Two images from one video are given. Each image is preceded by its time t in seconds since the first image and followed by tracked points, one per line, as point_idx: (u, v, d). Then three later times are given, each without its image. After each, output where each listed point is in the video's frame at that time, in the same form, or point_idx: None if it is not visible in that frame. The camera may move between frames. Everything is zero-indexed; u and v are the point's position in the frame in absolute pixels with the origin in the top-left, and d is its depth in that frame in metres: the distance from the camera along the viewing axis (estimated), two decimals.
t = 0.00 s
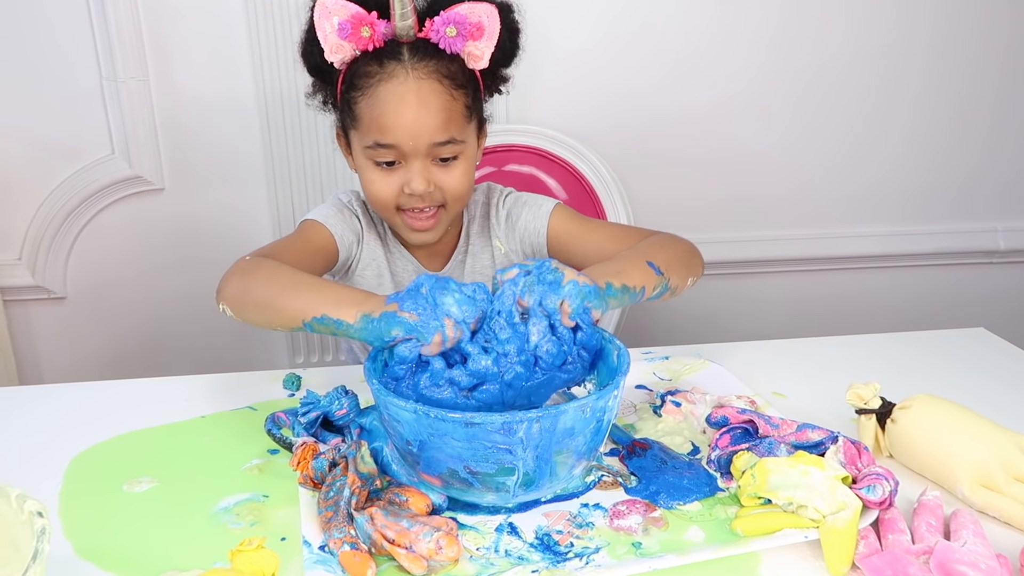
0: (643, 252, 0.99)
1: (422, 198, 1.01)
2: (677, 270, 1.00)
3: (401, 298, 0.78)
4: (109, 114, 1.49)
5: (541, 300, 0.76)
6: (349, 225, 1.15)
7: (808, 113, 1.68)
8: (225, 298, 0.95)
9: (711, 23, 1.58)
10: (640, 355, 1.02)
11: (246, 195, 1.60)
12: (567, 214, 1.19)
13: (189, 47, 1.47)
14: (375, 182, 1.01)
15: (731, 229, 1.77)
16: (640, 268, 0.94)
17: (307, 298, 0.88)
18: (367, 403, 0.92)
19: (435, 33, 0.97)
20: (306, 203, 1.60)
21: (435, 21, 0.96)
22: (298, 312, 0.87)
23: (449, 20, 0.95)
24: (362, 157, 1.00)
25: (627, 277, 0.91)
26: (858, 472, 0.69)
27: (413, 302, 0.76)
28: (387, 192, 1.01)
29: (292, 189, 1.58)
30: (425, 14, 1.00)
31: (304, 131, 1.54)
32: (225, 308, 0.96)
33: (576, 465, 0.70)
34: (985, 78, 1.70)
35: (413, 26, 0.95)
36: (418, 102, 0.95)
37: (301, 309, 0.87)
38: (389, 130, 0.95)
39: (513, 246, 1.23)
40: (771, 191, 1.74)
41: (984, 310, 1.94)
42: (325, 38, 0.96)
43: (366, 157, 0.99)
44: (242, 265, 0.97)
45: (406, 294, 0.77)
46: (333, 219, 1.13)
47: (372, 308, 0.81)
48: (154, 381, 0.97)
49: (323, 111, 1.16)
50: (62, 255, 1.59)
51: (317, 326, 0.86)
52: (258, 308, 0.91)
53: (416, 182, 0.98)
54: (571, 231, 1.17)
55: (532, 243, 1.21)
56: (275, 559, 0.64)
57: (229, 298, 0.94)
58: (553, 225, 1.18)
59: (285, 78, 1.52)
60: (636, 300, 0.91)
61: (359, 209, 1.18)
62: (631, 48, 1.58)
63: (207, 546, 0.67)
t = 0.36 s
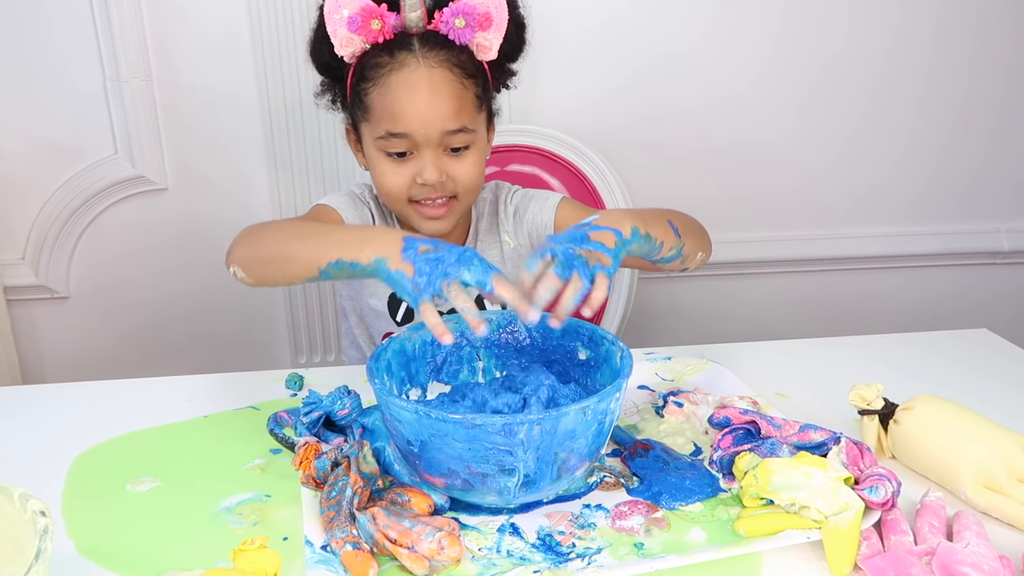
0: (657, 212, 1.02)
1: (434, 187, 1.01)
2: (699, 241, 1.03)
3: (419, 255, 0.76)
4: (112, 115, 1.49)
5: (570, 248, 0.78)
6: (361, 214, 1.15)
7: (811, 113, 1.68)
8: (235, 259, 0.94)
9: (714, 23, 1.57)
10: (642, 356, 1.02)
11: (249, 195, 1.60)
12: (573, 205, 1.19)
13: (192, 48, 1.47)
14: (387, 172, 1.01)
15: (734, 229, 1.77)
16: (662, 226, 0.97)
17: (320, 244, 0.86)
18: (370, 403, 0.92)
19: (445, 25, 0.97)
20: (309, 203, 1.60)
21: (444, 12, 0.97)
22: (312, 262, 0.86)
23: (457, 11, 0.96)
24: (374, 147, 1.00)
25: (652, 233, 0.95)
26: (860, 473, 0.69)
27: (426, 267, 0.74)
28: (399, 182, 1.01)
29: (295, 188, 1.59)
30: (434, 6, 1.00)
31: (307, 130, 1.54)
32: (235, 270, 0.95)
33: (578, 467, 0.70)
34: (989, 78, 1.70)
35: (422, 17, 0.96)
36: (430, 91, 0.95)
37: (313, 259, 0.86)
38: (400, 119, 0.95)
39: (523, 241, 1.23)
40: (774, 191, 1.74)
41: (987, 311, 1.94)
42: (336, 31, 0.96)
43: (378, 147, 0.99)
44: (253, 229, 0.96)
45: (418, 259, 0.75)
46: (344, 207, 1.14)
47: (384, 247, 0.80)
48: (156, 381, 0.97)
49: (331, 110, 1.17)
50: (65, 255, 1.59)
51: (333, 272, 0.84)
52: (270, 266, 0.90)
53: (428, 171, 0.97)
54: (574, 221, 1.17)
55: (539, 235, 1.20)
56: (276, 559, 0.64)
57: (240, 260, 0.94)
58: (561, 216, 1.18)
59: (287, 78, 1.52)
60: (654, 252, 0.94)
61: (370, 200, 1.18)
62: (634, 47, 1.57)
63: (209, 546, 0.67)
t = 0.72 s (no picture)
0: (638, 235, 0.94)
1: (448, 192, 1.01)
2: (667, 242, 0.96)
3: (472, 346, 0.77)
4: (116, 116, 1.49)
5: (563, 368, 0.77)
6: (383, 213, 1.17)
7: (815, 114, 1.67)
8: (290, 244, 0.91)
9: (719, 24, 1.57)
10: (646, 356, 1.02)
11: (252, 196, 1.61)
12: (568, 202, 1.17)
13: (196, 49, 1.48)
14: (402, 177, 1.02)
15: (737, 230, 1.76)
16: (635, 254, 0.90)
17: (391, 273, 0.85)
18: (373, 404, 0.92)
19: (460, 31, 0.96)
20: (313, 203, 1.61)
21: (459, 19, 0.96)
22: (378, 289, 0.84)
23: (472, 17, 0.95)
24: (389, 153, 1.00)
25: (624, 269, 0.86)
26: (864, 475, 0.69)
27: (456, 369, 0.76)
28: (414, 187, 1.02)
29: (299, 189, 1.59)
30: (447, 12, 1.00)
31: (310, 130, 1.55)
32: (284, 252, 0.92)
33: (581, 468, 0.69)
34: (994, 78, 1.69)
35: (437, 24, 0.95)
36: (446, 98, 0.95)
37: (377, 284, 0.85)
38: (416, 126, 0.95)
39: (521, 243, 1.22)
40: (777, 192, 1.74)
41: (991, 312, 1.93)
42: (350, 36, 0.94)
43: (393, 152, 1.00)
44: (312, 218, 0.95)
45: (448, 363, 0.76)
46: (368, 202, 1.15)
47: (457, 309, 0.79)
48: (160, 381, 0.98)
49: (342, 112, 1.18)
50: (69, 255, 1.60)
51: (396, 306, 0.83)
52: (327, 265, 0.88)
53: (443, 176, 0.98)
54: (570, 217, 1.15)
55: (537, 237, 1.19)
56: (279, 559, 0.64)
57: (296, 249, 0.91)
58: (556, 213, 1.16)
59: (291, 79, 1.52)
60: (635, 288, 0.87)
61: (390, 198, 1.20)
62: (639, 48, 1.57)
63: (212, 546, 0.67)
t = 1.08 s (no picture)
0: (644, 255, 0.90)
1: (458, 198, 1.02)
2: (676, 259, 0.92)
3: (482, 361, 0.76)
4: (120, 115, 1.50)
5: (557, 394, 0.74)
6: (387, 211, 1.16)
7: (819, 115, 1.67)
8: (276, 250, 0.88)
9: (724, 24, 1.57)
10: (649, 357, 1.02)
11: (255, 195, 1.61)
12: (572, 201, 1.18)
13: (200, 50, 1.48)
14: (411, 182, 1.02)
15: (741, 230, 1.76)
16: (642, 279, 0.86)
17: (390, 285, 0.82)
18: (376, 403, 0.92)
19: (472, 30, 0.96)
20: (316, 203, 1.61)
21: (471, 17, 0.96)
22: (376, 301, 0.81)
23: (485, 16, 0.95)
24: (398, 157, 1.01)
25: (632, 298, 0.83)
26: (868, 476, 0.69)
27: (469, 387, 0.74)
28: (423, 192, 1.02)
29: (302, 188, 1.59)
30: (459, 9, 0.99)
31: (313, 130, 1.55)
32: (269, 259, 0.88)
33: (584, 469, 0.69)
34: (998, 79, 1.69)
35: (448, 23, 0.94)
36: (458, 102, 0.94)
37: (375, 297, 0.81)
38: (426, 131, 0.95)
39: (525, 239, 1.22)
40: (781, 192, 1.73)
41: (994, 313, 1.93)
42: (358, 33, 0.94)
43: (402, 156, 1.00)
44: (299, 224, 0.91)
45: (459, 379, 0.75)
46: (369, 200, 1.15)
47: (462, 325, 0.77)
48: (162, 380, 0.98)
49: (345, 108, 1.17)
50: (73, 254, 1.60)
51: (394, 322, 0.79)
52: (318, 274, 0.85)
53: (453, 182, 0.99)
54: (572, 215, 1.15)
55: (541, 234, 1.20)
56: (282, 558, 0.64)
57: (283, 256, 0.87)
58: (559, 213, 1.17)
59: (295, 79, 1.52)
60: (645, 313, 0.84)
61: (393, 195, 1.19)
62: (643, 48, 1.57)
63: (215, 545, 0.67)
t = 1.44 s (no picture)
0: (633, 260, 0.88)
1: (456, 203, 1.02)
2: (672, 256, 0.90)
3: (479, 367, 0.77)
4: (123, 114, 1.50)
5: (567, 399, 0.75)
6: (377, 212, 1.15)
7: (822, 113, 1.67)
8: (261, 245, 0.85)
9: (727, 22, 1.56)
10: (651, 356, 1.02)
11: (258, 193, 1.61)
12: (563, 192, 1.18)
13: (202, 47, 1.48)
14: (409, 185, 1.02)
15: (743, 230, 1.76)
16: (633, 291, 0.84)
17: (375, 292, 0.81)
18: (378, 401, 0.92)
19: (475, 29, 0.95)
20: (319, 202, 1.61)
21: (475, 16, 0.95)
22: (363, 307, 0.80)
23: (490, 15, 0.94)
24: (396, 158, 1.00)
25: (627, 315, 0.82)
26: (870, 475, 0.69)
27: (473, 394, 0.75)
28: (420, 196, 1.02)
29: (305, 187, 1.59)
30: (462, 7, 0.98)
31: (315, 128, 1.55)
32: (253, 252, 0.86)
33: (587, 468, 0.69)
34: (1002, 77, 1.68)
35: (451, 21, 0.94)
36: (461, 104, 0.94)
37: (361, 302, 0.80)
38: (427, 134, 0.95)
39: (518, 236, 1.22)
40: (784, 191, 1.73)
41: (998, 312, 1.93)
42: (357, 29, 0.93)
43: (400, 158, 1.00)
44: (285, 216, 0.88)
45: (461, 389, 0.75)
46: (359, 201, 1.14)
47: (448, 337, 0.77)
48: (165, 378, 0.98)
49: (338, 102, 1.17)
50: (76, 252, 1.60)
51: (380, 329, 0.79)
52: (303, 274, 0.83)
53: (452, 187, 0.99)
54: (563, 208, 1.16)
55: (534, 229, 1.20)
56: (284, 557, 0.64)
57: (269, 251, 0.85)
58: (551, 204, 1.17)
59: (297, 77, 1.52)
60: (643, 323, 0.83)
61: (383, 195, 1.18)
62: (646, 47, 1.57)
63: (217, 544, 0.67)
